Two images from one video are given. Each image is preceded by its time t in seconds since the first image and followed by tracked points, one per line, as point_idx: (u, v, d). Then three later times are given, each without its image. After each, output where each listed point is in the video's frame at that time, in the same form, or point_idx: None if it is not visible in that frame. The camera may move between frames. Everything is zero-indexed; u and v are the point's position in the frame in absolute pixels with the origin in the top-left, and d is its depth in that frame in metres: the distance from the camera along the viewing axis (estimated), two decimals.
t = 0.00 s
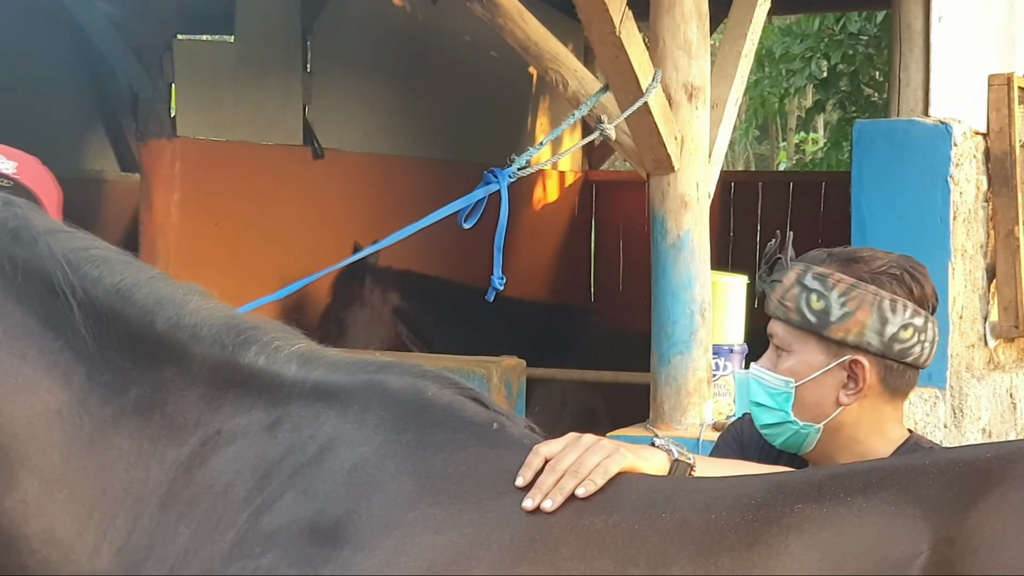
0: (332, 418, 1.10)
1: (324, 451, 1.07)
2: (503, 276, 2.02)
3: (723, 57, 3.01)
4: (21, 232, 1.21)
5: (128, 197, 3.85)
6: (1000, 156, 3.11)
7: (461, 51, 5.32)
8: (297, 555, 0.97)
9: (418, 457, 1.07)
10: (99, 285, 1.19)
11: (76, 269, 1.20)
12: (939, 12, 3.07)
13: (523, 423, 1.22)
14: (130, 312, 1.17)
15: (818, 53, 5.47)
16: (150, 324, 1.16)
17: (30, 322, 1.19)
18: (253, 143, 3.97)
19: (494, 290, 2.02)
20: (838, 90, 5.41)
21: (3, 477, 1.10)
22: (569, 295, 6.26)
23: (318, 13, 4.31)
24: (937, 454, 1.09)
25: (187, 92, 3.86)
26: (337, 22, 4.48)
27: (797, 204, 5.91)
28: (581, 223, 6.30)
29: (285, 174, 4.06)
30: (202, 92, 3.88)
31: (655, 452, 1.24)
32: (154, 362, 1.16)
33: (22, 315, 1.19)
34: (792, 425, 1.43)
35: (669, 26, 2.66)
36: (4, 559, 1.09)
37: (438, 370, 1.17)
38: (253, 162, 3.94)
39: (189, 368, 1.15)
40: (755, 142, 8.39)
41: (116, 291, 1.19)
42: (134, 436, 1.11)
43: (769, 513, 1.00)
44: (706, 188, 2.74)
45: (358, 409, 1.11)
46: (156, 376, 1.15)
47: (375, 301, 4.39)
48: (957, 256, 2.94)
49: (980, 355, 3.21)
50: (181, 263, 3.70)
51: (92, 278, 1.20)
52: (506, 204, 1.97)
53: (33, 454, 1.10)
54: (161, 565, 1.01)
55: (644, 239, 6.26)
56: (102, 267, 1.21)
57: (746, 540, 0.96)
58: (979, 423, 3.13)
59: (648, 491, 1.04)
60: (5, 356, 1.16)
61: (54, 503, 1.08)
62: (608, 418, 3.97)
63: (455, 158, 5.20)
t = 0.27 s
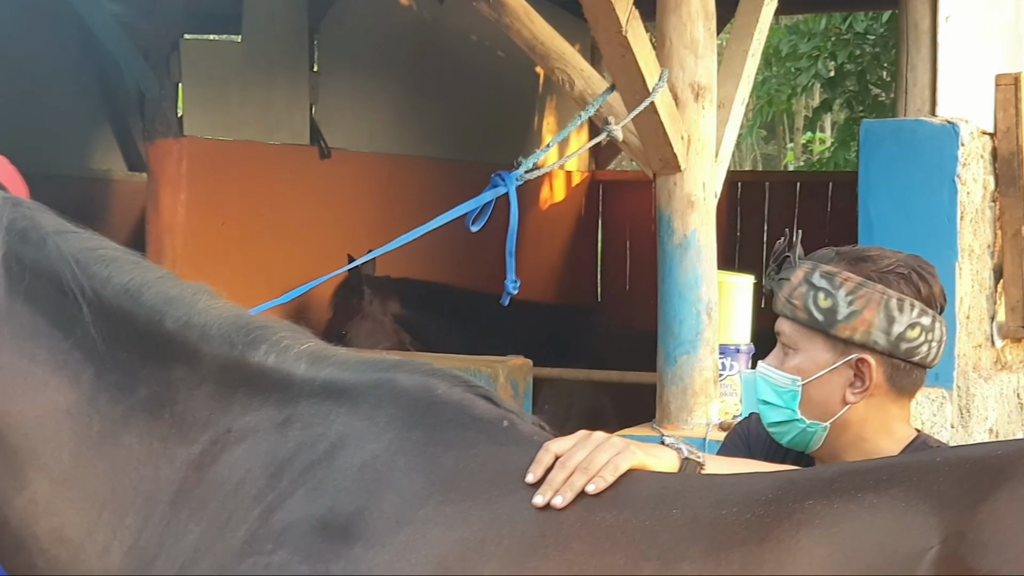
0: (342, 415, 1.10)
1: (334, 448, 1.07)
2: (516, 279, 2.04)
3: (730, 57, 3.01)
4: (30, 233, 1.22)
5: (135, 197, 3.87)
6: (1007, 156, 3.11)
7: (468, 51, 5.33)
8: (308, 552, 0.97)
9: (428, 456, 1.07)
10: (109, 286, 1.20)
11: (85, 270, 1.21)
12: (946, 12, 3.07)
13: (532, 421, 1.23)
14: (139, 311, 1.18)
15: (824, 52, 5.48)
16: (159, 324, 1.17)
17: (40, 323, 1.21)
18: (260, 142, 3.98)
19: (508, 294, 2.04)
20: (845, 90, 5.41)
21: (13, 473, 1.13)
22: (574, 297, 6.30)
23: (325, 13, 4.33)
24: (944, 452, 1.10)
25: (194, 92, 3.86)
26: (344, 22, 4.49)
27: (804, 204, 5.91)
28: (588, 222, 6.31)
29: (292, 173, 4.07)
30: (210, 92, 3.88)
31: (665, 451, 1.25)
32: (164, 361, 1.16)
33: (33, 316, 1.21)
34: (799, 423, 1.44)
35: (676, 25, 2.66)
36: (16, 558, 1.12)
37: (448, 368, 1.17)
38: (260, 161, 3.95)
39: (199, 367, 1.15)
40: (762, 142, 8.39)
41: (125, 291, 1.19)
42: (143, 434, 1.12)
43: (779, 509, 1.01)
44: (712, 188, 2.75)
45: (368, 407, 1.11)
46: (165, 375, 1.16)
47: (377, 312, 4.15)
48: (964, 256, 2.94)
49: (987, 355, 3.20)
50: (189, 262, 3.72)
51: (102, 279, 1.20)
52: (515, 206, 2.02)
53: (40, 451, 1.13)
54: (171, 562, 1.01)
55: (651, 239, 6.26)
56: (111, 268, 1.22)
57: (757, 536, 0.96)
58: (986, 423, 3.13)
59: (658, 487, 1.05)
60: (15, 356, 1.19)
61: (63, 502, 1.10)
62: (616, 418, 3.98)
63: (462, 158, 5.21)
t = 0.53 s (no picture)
0: (352, 413, 1.10)
1: (345, 446, 1.07)
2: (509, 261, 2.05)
3: (737, 57, 3.02)
4: (41, 230, 1.20)
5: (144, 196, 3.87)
6: (1015, 156, 3.08)
7: (475, 51, 5.34)
8: (322, 551, 0.97)
9: (440, 455, 1.08)
10: (119, 283, 1.17)
11: (95, 268, 1.18)
12: (953, 11, 3.09)
13: (542, 419, 1.24)
14: (150, 308, 1.15)
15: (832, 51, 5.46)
16: (170, 321, 1.14)
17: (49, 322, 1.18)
18: (267, 141, 4.00)
19: (500, 275, 2.06)
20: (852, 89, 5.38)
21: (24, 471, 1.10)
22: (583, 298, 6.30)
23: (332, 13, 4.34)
24: (953, 449, 1.12)
25: (202, 93, 3.87)
26: (351, 22, 4.50)
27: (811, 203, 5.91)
28: (595, 222, 6.32)
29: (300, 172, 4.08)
30: (218, 91, 3.90)
31: (677, 449, 1.26)
32: (175, 359, 1.14)
33: (41, 315, 1.18)
34: (805, 420, 1.45)
35: (682, 25, 2.67)
36: (25, 557, 1.09)
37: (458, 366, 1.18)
38: (267, 161, 3.96)
39: (208, 364, 1.13)
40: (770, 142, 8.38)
41: (136, 288, 1.17)
42: (153, 433, 1.10)
43: (792, 504, 1.02)
44: (719, 187, 2.75)
45: (379, 404, 1.11)
46: (175, 373, 1.13)
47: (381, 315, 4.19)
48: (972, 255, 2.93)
49: (995, 355, 3.20)
50: (196, 261, 3.73)
51: (112, 276, 1.18)
52: (511, 198, 2.06)
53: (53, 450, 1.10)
54: (181, 561, 1.00)
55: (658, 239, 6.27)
56: (122, 265, 1.19)
57: (769, 531, 0.98)
58: (994, 423, 3.13)
59: (670, 484, 1.06)
60: (25, 353, 1.15)
61: (75, 500, 1.07)
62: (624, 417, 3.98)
63: (469, 157, 5.21)
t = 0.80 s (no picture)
0: (358, 414, 1.10)
1: (351, 447, 1.07)
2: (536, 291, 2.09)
3: (740, 58, 3.02)
4: (45, 233, 1.20)
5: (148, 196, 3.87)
6: (1020, 156, 3.10)
7: (479, 52, 5.35)
8: (328, 550, 0.97)
9: (445, 455, 1.08)
10: (124, 285, 1.18)
11: (99, 270, 1.19)
12: (958, 13, 3.07)
13: (546, 419, 1.25)
14: (156, 310, 1.16)
15: (836, 52, 5.48)
16: (175, 323, 1.15)
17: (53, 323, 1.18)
18: (271, 142, 4.00)
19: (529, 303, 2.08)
20: (856, 91, 5.41)
21: (27, 470, 1.10)
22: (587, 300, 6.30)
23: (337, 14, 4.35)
24: (958, 450, 1.12)
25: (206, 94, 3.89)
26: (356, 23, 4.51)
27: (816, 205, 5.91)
28: (599, 224, 6.32)
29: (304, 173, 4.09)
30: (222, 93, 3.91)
31: (682, 450, 1.26)
32: (179, 360, 1.14)
33: (44, 316, 1.19)
34: (806, 419, 1.45)
35: (686, 26, 2.67)
36: (28, 558, 1.08)
37: (462, 367, 1.18)
38: (271, 162, 3.97)
39: (214, 365, 1.13)
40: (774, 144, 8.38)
41: (141, 290, 1.17)
42: (157, 433, 1.10)
43: (798, 504, 1.03)
44: (723, 188, 2.76)
45: (383, 405, 1.11)
46: (180, 374, 1.14)
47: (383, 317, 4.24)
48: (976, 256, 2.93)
49: (999, 356, 3.18)
50: (200, 262, 3.74)
51: (117, 279, 1.18)
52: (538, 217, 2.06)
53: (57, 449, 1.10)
54: (186, 561, 1.00)
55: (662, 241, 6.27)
56: (127, 267, 1.19)
57: (775, 530, 0.98)
58: (997, 424, 3.13)
59: (675, 484, 1.07)
60: (29, 354, 1.16)
61: (77, 501, 1.07)
62: (628, 418, 3.98)
63: (474, 158, 5.22)
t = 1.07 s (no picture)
0: (366, 414, 1.11)
1: (359, 447, 1.07)
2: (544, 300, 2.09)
3: (748, 57, 3.02)
4: (55, 233, 1.20)
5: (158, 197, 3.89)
6: None
7: (487, 52, 5.35)
8: (337, 549, 0.98)
9: (454, 454, 1.08)
10: (133, 285, 1.18)
11: (109, 271, 1.19)
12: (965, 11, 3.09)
13: (553, 418, 1.25)
14: (164, 310, 1.16)
15: (844, 52, 5.47)
16: (184, 323, 1.16)
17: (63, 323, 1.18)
18: (279, 142, 4.02)
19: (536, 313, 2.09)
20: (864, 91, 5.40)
21: (36, 470, 1.11)
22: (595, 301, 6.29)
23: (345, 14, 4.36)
24: (965, 450, 1.12)
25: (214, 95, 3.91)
26: (364, 23, 4.52)
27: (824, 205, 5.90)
28: (607, 224, 6.32)
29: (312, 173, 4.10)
30: (230, 93, 3.93)
31: (690, 450, 1.27)
32: (188, 359, 1.15)
33: (54, 316, 1.18)
34: (811, 418, 1.45)
35: (693, 25, 2.68)
36: (37, 557, 1.09)
37: (469, 368, 1.19)
38: (279, 161, 3.98)
39: (222, 365, 1.14)
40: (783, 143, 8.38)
41: (150, 290, 1.18)
42: (167, 433, 1.11)
43: (806, 503, 1.03)
44: (730, 188, 2.76)
45: (392, 406, 1.11)
46: (189, 374, 1.14)
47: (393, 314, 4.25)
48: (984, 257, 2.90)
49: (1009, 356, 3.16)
50: (207, 263, 3.75)
51: (128, 280, 1.19)
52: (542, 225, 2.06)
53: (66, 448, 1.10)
54: (196, 561, 1.01)
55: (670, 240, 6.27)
56: (137, 269, 1.20)
57: (784, 529, 0.98)
58: (1007, 424, 3.11)
59: (684, 483, 1.07)
60: (39, 353, 1.15)
61: (86, 501, 1.07)
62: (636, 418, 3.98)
63: (481, 158, 5.22)
